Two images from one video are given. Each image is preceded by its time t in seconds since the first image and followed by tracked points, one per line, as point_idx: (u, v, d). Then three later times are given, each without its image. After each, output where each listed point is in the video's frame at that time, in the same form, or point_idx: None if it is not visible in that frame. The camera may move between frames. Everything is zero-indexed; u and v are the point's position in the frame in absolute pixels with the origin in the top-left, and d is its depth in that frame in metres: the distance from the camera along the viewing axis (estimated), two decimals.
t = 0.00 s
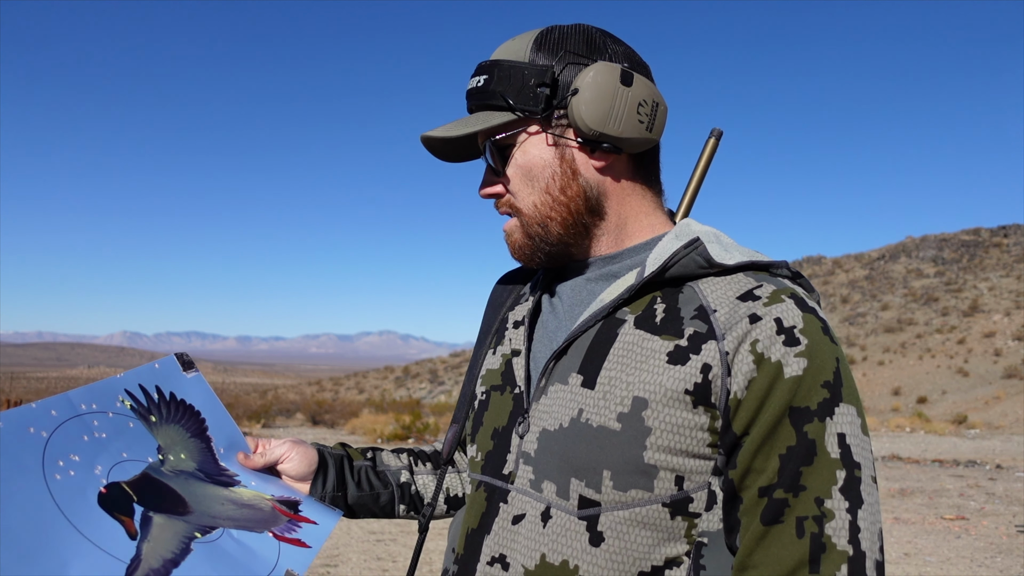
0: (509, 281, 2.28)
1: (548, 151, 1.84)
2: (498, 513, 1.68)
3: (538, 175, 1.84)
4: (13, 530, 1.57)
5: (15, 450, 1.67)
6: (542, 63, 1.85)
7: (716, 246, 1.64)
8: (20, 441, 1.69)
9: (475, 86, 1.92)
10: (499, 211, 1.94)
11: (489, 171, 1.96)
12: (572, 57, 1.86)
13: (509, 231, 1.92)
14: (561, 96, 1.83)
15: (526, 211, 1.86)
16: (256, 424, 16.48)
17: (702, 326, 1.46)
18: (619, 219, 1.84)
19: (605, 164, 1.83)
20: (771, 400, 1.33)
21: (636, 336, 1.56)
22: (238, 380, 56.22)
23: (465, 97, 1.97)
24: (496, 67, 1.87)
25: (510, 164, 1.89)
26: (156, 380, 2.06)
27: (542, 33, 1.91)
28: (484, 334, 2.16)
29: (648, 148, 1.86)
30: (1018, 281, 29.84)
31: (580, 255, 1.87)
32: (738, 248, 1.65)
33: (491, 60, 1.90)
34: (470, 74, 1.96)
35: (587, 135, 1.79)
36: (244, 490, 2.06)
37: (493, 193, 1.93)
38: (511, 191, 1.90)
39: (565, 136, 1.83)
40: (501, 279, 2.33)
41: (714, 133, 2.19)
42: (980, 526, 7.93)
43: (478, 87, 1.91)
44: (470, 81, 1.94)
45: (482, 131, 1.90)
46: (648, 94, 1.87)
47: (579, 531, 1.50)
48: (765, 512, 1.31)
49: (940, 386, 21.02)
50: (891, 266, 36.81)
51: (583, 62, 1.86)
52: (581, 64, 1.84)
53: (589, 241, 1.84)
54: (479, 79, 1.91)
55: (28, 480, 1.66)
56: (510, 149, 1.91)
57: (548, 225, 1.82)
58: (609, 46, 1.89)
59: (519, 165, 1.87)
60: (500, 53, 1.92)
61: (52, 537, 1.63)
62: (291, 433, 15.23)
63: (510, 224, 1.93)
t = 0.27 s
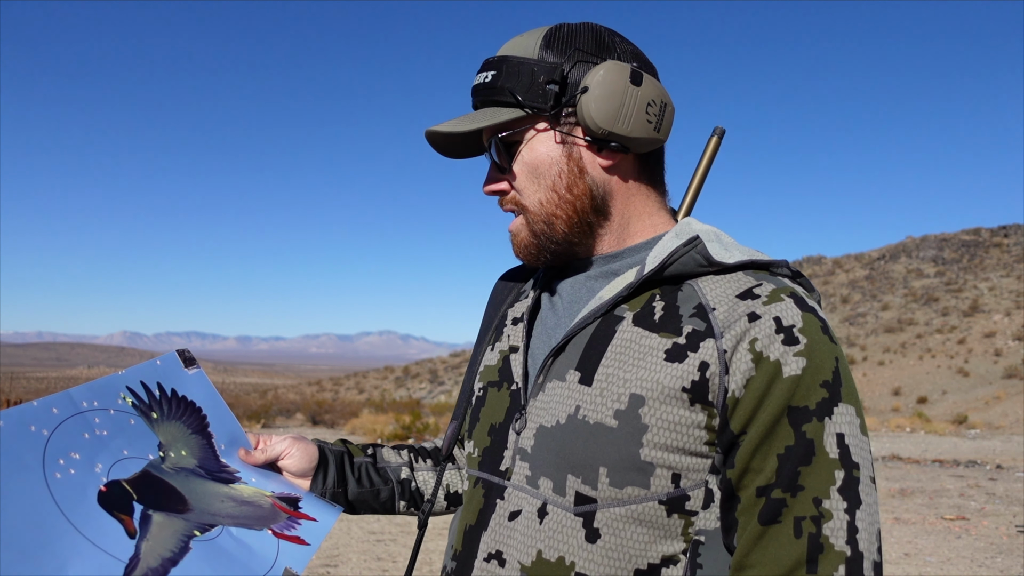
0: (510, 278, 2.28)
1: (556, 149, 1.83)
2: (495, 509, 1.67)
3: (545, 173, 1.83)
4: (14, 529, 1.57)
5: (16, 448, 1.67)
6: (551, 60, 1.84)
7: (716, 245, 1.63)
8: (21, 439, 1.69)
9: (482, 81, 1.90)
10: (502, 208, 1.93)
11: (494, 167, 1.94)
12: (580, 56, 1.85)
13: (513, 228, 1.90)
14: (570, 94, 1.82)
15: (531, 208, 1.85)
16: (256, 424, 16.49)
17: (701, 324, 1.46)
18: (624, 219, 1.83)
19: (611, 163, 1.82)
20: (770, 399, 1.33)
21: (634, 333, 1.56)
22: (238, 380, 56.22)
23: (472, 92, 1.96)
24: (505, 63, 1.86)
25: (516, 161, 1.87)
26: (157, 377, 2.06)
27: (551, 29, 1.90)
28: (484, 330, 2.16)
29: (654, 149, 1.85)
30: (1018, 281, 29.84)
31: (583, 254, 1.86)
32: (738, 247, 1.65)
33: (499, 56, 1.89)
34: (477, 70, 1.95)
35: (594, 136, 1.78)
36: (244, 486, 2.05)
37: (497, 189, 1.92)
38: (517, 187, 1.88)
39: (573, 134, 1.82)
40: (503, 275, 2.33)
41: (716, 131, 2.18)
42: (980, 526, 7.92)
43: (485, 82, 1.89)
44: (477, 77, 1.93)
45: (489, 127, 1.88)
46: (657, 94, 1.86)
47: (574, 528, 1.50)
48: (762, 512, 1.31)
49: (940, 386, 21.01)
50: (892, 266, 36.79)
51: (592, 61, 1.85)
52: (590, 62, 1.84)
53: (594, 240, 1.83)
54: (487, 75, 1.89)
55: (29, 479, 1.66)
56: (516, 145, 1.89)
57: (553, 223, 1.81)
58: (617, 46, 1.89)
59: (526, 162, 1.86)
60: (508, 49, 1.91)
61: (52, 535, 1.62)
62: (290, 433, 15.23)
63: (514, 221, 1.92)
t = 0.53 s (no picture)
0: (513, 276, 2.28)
1: (560, 148, 1.83)
2: (495, 507, 1.68)
3: (549, 172, 1.83)
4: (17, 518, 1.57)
5: (20, 437, 1.67)
6: (556, 59, 1.85)
7: (716, 244, 1.64)
8: (25, 429, 1.69)
9: (484, 80, 1.90)
10: (505, 207, 1.93)
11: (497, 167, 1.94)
12: (584, 54, 1.85)
13: (517, 227, 1.90)
14: (575, 93, 1.82)
15: (535, 208, 1.85)
16: (256, 424, 16.49)
17: (701, 322, 1.46)
18: (627, 218, 1.84)
19: (616, 162, 1.83)
20: (770, 398, 1.33)
21: (634, 331, 1.56)
22: (238, 380, 56.21)
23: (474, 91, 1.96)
24: (508, 63, 1.86)
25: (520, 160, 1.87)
26: (161, 370, 2.07)
27: (554, 29, 1.90)
28: (485, 328, 2.16)
29: (659, 147, 1.86)
30: (1018, 281, 29.85)
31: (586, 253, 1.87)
32: (739, 247, 1.65)
33: (503, 55, 1.89)
34: (480, 68, 1.94)
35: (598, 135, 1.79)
36: (245, 482, 2.06)
37: (500, 189, 1.91)
38: (520, 187, 1.88)
39: (577, 133, 1.82)
40: (505, 274, 2.34)
41: (719, 131, 2.19)
42: (980, 526, 7.92)
43: (488, 81, 1.89)
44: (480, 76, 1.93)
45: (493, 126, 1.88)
46: (659, 92, 1.88)
47: (574, 525, 1.50)
48: (762, 511, 1.31)
49: (940, 386, 21.01)
50: (892, 267, 36.79)
51: (596, 60, 1.86)
52: (593, 62, 1.84)
53: (598, 239, 1.84)
54: (490, 74, 1.89)
55: (32, 469, 1.66)
56: (520, 145, 1.89)
57: (558, 222, 1.81)
58: (621, 45, 1.90)
59: (530, 161, 1.86)
60: (511, 48, 1.91)
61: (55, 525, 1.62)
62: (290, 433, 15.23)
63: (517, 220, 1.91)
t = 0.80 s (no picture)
0: (515, 277, 2.28)
1: (568, 147, 1.82)
2: (497, 508, 1.68)
3: (557, 171, 1.82)
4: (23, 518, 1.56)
5: (24, 439, 1.67)
6: (561, 58, 1.84)
7: (720, 245, 1.64)
8: (30, 431, 1.69)
9: (489, 79, 1.88)
10: (509, 207, 1.91)
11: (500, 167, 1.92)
12: (589, 53, 1.85)
13: (522, 228, 1.88)
14: (582, 91, 1.81)
15: (543, 208, 1.83)
16: (256, 424, 16.48)
17: (704, 324, 1.46)
18: (632, 218, 1.84)
19: (622, 161, 1.83)
20: (774, 399, 1.33)
21: (637, 332, 1.56)
22: (238, 380, 56.19)
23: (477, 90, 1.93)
24: (514, 61, 1.85)
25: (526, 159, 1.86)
26: (164, 372, 2.07)
27: (556, 28, 1.89)
28: (487, 329, 2.16)
29: (664, 146, 1.88)
30: (1018, 281, 29.86)
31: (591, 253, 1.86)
32: (742, 247, 1.65)
33: (506, 54, 1.87)
34: (482, 68, 1.92)
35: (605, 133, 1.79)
36: (249, 483, 2.06)
37: (503, 189, 1.89)
38: (526, 187, 1.86)
39: (584, 132, 1.82)
40: (507, 275, 2.34)
41: (722, 133, 2.19)
42: (980, 526, 7.92)
43: (493, 80, 1.87)
44: (483, 76, 1.90)
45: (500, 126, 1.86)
46: (662, 90, 1.88)
47: (576, 527, 1.50)
48: (766, 512, 1.31)
49: (940, 386, 21.02)
50: (891, 266, 36.79)
51: (601, 59, 1.86)
52: (599, 61, 1.84)
53: (604, 239, 1.83)
54: (495, 73, 1.87)
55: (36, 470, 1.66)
56: (526, 144, 1.87)
57: (566, 222, 1.80)
58: (622, 44, 1.91)
59: (537, 160, 1.84)
60: (514, 46, 1.89)
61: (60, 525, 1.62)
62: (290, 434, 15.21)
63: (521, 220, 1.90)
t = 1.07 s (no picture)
0: (515, 278, 2.28)
1: (571, 146, 1.82)
2: (497, 509, 1.68)
3: (560, 170, 1.82)
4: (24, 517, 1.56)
5: (25, 437, 1.67)
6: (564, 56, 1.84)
7: (721, 245, 1.63)
8: (31, 429, 1.69)
9: (491, 79, 1.87)
10: (512, 206, 1.90)
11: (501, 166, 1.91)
12: (592, 52, 1.85)
13: (524, 227, 1.87)
14: (585, 90, 1.81)
15: (545, 206, 1.82)
16: (256, 424, 16.47)
17: (705, 325, 1.46)
18: (635, 217, 1.84)
19: (625, 160, 1.83)
20: (775, 401, 1.33)
21: (638, 333, 1.56)
22: (238, 380, 56.18)
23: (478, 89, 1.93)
24: (516, 61, 1.84)
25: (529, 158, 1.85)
26: (164, 371, 2.07)
27: (558, 27, 1.89)
28: (487, 330, 2.16)
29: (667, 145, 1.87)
30: (1018, 281, 29.86)
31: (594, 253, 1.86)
32: (743, 248, 1.65)
33: (507, 53, 1.87)
34: (484, 67, 1.92)
35: (609, 132, 1.78)
36: (249, 483, 2.06)
37: (505, 188, 1.89)
38: (528, 185, 1.86)
39: (587, 130, 1.81)
40: (507, 276, 2.33)
41: (723, 133, 2.18)
42: (980, 526, 7.92)
43: (495, 79, 1.86)
44: (485, 75, 1.90)
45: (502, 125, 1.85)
46: (665, 89, 1.88)
47: (577, 527, 1.50)
48: (767, 513, 1.31)
49: (940, 386, 21.01)
50: (892, 266, 36.79)
51: (603, 58, 1.86)
52: (602, 60, 1.84)
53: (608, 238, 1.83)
54: (497, 72, 1.86)
55: (37, 468, 1.65)
56: (530, 143, 1.86)
57: (568, 221, 1.79)
58: (624, 44, 1.91)
59: (540, 159, 1.84)
60: (516, 45, 1.89)
61: (61, 524, 1.62)
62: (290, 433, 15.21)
63: (523, 219, 1.89)
